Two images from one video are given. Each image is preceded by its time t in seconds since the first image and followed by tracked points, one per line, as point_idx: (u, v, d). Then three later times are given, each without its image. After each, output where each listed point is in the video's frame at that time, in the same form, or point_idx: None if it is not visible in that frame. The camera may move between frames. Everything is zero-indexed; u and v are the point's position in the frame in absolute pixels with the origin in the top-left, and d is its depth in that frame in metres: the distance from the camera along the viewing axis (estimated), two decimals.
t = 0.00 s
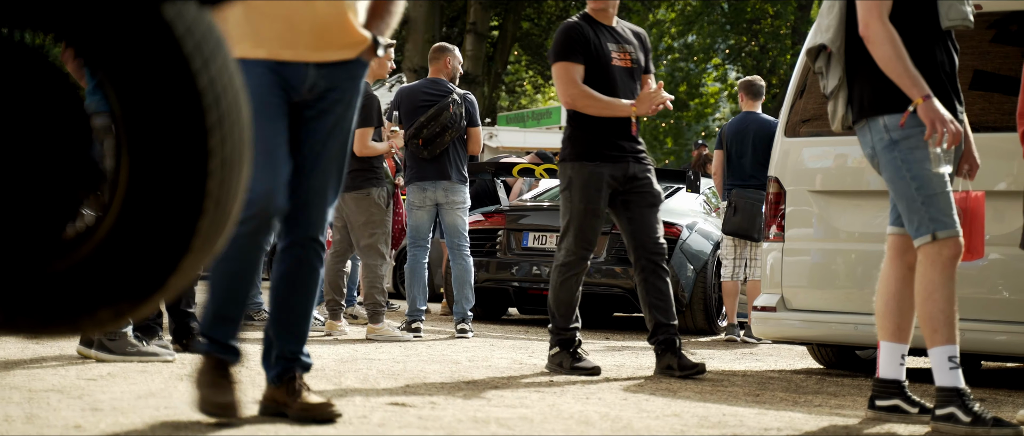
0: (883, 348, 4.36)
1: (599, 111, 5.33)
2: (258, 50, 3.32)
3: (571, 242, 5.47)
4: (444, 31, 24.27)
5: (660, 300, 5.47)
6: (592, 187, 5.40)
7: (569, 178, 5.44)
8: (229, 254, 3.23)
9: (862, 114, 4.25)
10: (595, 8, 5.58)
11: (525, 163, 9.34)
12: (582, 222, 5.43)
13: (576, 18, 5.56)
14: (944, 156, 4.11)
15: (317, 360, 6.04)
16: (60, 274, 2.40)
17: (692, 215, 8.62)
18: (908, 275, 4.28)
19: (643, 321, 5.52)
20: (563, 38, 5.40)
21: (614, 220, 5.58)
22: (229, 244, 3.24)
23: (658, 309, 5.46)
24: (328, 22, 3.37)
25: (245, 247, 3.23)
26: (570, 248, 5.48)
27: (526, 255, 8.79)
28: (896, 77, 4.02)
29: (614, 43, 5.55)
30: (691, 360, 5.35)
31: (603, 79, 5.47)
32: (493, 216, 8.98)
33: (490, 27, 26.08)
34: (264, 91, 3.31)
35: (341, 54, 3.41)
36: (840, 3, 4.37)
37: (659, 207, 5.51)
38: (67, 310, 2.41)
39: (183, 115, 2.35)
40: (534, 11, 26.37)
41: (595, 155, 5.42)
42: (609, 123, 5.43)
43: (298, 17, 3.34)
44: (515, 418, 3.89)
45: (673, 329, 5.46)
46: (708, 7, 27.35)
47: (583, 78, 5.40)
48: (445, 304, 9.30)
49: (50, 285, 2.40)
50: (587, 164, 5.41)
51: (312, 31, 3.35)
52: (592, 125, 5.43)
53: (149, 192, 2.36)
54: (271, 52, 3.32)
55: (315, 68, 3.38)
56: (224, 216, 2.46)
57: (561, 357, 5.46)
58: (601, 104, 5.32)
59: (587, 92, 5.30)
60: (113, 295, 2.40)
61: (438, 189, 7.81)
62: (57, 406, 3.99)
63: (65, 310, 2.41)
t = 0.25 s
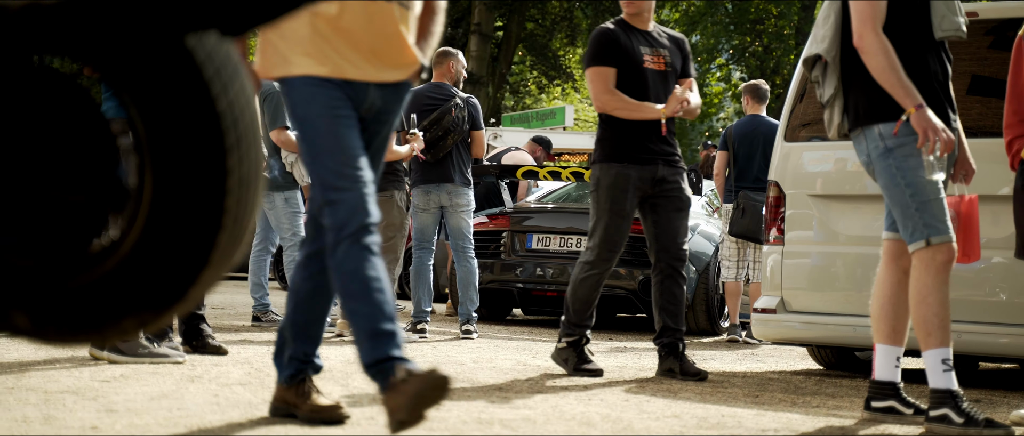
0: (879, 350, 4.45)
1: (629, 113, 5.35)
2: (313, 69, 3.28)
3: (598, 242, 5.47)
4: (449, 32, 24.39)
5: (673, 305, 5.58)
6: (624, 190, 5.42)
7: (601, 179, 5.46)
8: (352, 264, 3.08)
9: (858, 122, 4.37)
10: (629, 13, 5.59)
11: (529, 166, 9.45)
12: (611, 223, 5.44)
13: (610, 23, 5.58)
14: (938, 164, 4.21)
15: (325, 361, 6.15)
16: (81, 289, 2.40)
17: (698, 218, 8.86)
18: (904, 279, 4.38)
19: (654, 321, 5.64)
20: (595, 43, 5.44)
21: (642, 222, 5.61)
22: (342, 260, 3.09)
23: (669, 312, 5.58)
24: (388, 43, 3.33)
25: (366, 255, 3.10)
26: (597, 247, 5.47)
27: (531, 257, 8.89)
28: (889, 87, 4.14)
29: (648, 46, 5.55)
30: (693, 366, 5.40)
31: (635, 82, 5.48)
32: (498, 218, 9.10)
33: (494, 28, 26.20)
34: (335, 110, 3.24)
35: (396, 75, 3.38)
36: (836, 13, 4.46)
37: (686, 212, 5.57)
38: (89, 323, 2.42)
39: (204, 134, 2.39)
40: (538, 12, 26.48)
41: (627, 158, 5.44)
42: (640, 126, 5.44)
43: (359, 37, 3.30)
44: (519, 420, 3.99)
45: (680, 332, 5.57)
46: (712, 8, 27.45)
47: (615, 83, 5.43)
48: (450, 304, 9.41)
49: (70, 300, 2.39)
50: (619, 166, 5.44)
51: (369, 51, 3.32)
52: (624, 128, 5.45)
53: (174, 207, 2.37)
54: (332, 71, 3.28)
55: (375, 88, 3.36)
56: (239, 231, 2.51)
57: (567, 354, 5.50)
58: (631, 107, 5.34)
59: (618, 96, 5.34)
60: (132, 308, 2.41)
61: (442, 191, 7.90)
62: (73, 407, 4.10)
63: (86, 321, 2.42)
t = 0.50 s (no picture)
0: (877, 350, 4.55)
1: (647, 118, 5.39)
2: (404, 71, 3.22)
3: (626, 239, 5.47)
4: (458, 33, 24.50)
5: (681, 306, 5.61)
6: (648, 189, 5.45)
7: (632, 176, 5.47)
8: (417, 287, 3.20)
9: (857, 127, 4.46)
10: (659, 18, 5.65)
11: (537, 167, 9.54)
12: (636, 221, 5.45)
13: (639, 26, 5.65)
14: (936, 167, 4.29)
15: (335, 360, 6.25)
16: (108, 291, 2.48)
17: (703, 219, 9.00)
18: (901, 280, 4.47)
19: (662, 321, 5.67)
20: (619, 47, 5.51)
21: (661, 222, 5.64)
22: (411, 279, 3.20)
23: (677, 313, 5.60)
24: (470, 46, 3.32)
25: (433, 280, 3.22)
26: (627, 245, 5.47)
27: (538, 257, 8.98)
28: (887, 93, 4.24)
29: (673, 51, 5.59)
30: (697, 366, 5.48)
31: (658, 88, 5.53)
32: (505, 219, 9.19)
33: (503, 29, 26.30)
34: (423, 121, 3.23)
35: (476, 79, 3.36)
36: (836, 20, 4.53)
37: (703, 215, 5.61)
38: (114, 323, 2.53)
39: (223, 143, 2.50)
40: (547, 12, 26.57)
41: (650, 158, 5.47)
42: (659, 131, 5.48)
43: (448, 39, 3.27)
44: (524, 417, 4.09)
45: (685, 333, 5.61)
46: (721, 8, 27.50)
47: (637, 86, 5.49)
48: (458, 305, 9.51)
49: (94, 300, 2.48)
50: (642, 165, 5.46)
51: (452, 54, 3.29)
52: (644, 132, 5.49)
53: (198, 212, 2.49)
54: (420, 78, 3.23)
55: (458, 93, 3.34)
56: (254, 234, 2.64)
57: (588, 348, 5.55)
58: (646, 112, 5.39)
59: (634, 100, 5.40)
60: (156, 308, 2.54)
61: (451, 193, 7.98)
62: (90, 405, 4.21)
63: (109, 322, 2.52)
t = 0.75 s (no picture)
0: (880, 350, 4.64)
1: (660, 119, 5.48)
2: (472, 66, 3.27)
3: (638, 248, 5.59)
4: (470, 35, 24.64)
5: (691, 307, 5.71)
6: (659, 195, 5.54)
7: (643, 183, 5.57)
8: (442, 288, 3.22)
9: (859, 130, 4.56)
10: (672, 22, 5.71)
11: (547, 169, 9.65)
12: (647, 228, 5.57)
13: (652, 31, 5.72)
14: (936, 170, 4.38)
15: (348, 359, 6.37)
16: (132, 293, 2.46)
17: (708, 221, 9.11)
18: (903, 281, 4.55)
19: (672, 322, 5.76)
20: (633, 52, 5.60)
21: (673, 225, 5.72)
22: (438, 279, 3.22)
23: (686, 314, 5.70)
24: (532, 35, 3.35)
25: (459, 283, 3.23)
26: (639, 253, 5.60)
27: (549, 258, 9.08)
28: (888, 97, 4.33)
29: (685, 56, 5.67)
30: (704, 366, 5.57)
31: (672, 91, 5.62)
32: (516, 220, 9.30)
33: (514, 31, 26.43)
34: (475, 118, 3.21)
35: (538, 67, 3.37)
36: (838, 26, 4.63)
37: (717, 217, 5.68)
38: (137, 323, 2.50)
39: (239, 146, 2.46)
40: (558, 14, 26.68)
41: (662, 163, 5.57)
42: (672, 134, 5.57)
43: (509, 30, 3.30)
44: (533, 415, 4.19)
45: (694, 333, 5.70)
46: (731, 10, 27.57)
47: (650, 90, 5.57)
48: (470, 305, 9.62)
49: (120, 301, 2.46)
50: (654, 171, 5.55)
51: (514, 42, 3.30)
52: (657, 136, 5.59)
53: (220, 212, 2.43)
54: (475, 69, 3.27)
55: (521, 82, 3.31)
56: (274, 235, 2.58)
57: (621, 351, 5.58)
58: (661, 114, 5.47)
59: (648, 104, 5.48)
60: (177, 308, 2.49)
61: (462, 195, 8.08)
62: (110, 402, 4.33)
63: (131, 322, 2.49)
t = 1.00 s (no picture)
0: (883, 349, 4.72)
1: (669, 124, 5.59)
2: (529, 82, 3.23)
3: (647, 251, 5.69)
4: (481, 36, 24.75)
5: (698, 308, 5.75)
6: (666, 199, 5.65)
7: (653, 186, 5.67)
8: (466, 292, 3.33)
9: (862, 134, 4.64)
10: (679, 28, 5.83)
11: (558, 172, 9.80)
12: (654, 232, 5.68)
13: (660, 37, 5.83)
14: (937, 174, 4.47)
15: (362, 359, 6.49)
16: (159, 291, 2.51)
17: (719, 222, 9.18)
18: (906, 282, 4.64)
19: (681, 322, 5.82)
20: (640, 58, 5.70)
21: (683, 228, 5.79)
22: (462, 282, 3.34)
23: (694, 315, 5.75)
24: (592, 47, 3.38)
25: (483, 288, 3.34)
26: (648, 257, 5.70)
27: (559, 259, 9.19)
28: (891, 102, 4.42)
29: (693, 60, 5.77)
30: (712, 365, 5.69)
31: (680, 96, 5.71)
32: (527, 221, 9.39)
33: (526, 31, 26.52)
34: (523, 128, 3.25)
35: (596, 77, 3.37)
36: (841, 33, 4.73)
37: (725, 221, 5.75)
38: (163, 324, 2.54)
39: (262, 156, 2.50)
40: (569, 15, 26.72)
41: (670, 167, 5.67)
42: (679, 137, 5.67)
43: (568, 36, 3.35)
44: (543, 412, 4.30)
45: (702, 333, 5.78)
46: (743, 10, 27.60)
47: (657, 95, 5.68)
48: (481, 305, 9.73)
49: (148, 303, 2.52)
50: (662, 175, 5.66)
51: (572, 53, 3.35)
52: (666, 140, 5.69)
53: (244, 219, 2.48)
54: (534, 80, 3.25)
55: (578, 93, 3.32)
56: (294, 241, 2.62)
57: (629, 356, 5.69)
58: (668, 118, 5.58)
59: (655, 107, 5.60)
60: (201, 312, 2.53)
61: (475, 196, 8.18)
62: (132, 400, 4.46)
63: (157, 320, 2.54)
